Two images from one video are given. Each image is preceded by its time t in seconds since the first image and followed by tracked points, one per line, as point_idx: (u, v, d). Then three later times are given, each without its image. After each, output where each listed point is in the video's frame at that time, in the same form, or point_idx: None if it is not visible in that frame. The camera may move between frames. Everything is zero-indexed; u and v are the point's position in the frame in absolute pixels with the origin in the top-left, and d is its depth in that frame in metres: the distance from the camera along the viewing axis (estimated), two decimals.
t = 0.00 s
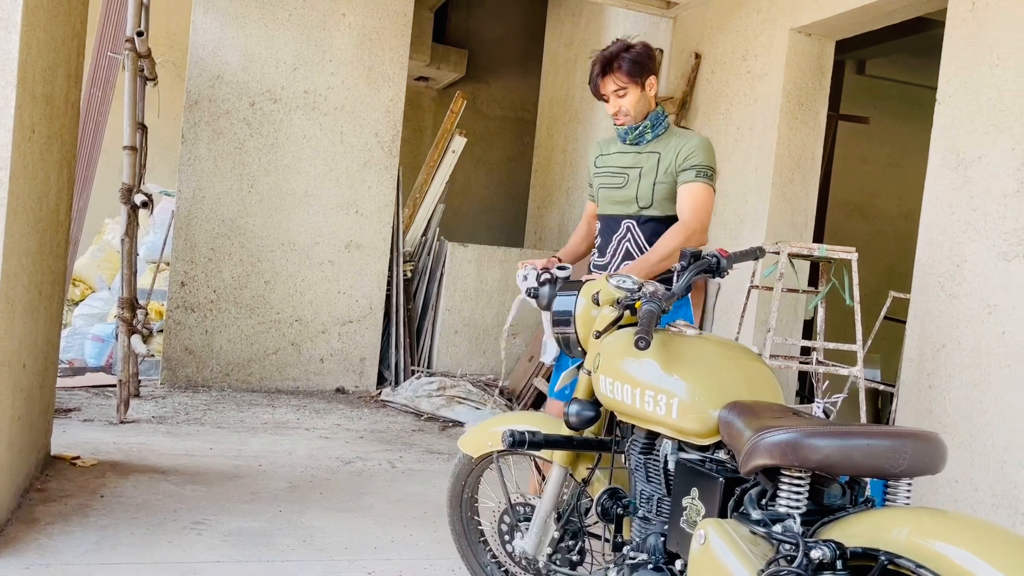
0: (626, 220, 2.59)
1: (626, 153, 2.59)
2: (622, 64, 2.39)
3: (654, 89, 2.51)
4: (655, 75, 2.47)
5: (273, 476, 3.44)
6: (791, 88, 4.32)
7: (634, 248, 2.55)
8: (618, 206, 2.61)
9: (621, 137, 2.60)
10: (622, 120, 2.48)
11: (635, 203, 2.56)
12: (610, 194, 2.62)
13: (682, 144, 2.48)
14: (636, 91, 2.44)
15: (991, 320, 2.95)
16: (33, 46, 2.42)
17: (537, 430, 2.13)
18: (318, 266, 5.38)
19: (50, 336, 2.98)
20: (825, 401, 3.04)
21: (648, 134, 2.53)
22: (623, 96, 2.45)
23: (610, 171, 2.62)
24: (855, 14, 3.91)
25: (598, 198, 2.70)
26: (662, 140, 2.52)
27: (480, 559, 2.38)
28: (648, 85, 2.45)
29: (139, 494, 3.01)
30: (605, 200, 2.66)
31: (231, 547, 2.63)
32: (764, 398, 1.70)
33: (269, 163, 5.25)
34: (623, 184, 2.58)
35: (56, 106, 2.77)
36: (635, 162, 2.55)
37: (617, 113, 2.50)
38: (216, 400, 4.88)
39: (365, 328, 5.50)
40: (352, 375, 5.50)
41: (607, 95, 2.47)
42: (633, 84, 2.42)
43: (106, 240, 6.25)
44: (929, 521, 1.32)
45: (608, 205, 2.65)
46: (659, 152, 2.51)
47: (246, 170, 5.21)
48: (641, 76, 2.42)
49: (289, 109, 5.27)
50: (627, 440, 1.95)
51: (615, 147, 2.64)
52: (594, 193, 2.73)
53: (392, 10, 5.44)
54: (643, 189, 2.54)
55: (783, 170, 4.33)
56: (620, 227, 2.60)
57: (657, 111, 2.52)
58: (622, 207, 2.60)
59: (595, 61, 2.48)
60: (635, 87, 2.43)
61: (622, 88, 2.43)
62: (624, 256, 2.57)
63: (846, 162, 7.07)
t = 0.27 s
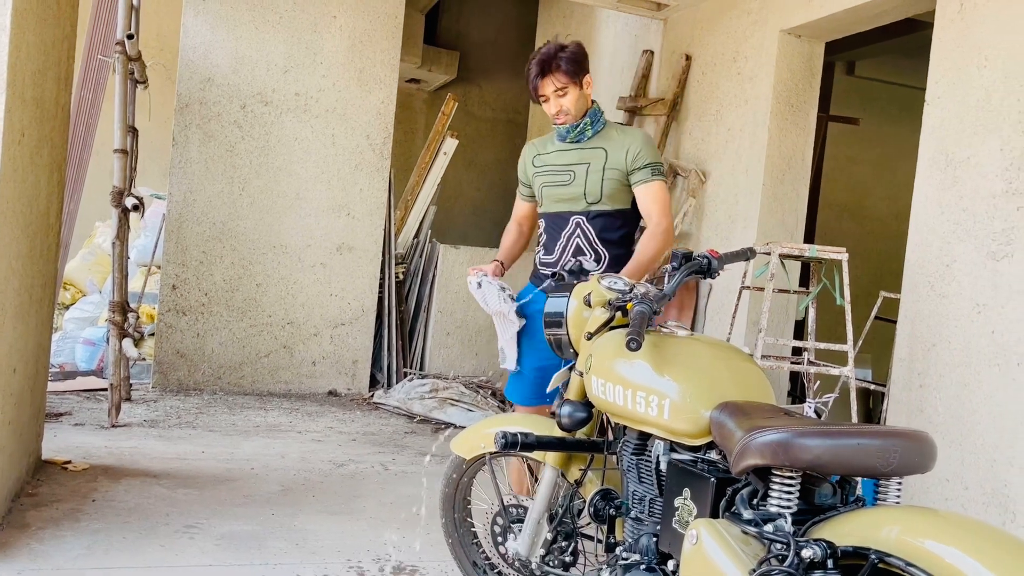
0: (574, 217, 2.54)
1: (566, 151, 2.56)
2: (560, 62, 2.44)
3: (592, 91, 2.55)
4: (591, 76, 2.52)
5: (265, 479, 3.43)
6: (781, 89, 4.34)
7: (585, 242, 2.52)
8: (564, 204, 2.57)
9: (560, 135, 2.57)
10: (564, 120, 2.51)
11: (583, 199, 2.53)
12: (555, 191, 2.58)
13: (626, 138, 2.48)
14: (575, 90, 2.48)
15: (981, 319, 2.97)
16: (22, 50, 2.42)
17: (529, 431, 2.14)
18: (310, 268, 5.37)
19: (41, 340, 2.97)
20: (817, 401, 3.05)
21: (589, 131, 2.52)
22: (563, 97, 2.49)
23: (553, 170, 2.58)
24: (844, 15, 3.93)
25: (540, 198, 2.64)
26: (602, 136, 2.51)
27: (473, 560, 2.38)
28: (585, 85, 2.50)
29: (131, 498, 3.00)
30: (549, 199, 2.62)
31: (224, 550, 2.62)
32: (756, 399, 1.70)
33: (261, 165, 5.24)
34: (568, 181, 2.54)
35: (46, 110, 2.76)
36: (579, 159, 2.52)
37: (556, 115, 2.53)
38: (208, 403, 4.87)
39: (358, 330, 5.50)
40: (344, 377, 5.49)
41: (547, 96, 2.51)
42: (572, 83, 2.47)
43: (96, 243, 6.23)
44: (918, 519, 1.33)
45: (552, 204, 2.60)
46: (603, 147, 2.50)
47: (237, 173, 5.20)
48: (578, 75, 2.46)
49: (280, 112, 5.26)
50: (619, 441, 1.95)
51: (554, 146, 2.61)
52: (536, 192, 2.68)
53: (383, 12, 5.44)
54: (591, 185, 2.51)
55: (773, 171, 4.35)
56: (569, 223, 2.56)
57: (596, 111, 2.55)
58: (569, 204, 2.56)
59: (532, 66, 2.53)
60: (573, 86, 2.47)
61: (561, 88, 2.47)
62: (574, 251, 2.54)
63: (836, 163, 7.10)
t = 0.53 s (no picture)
0: (546, 216, 2.53)
1: (532, 151, 2.54)
2: (530, 60, 2.41)
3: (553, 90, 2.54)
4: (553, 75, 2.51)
5: (259, 483, 3.42)
6: (773, 92, 4.35)
7: (559, 241, 2.51)
8: (533, 203, 2.56)
9: (524, 136, 2.55)
10: (534, 119, 2.47)
11: (554, 198, 2.52)
12: (523, 191, 2.55)
13: (595, 137, 2.51)
14: (543, 89, 2.46)
15: (972, 320, 2.99)
16: (14, 55, 2.42)
17: (524, 434, 2.14)
18: (303, 272, 5.36)
19: (34, 345, 2.96)
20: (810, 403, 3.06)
21: (554, 131, 2.52)
22: (532, 96, 2.45)
23: (519, 170, 2.56)
24: (835, 18, 3.95)
25: (505, 198, 2.61)
26: (567, 136, 2.53)
27: (468, 564, 2.38)
28: (551, 83, 2.48)
29: (124, 503, 2.99)
30: (515, 199, 2.59)
31: (219, 555, 2.62)
32: (749, 401, 1.71)
33: (254, 169, 5.24)
34: (537, 180, 2.53)
35: (38, 115, 2.76)
36: (548, 158, 2.52)
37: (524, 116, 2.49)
38: (202, 407, 4.86)
39: (352, 334, 5.49)
40: (338, 381, 5.48)
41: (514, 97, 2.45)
42: (541, 81, 2.44)
43: (89, 247, 6.22)
44: (911, 520, 1.33)
45: (519, 204, 2.58)
46: (572, 146, 2.51)
47: (230, 176, 5.19)
48: (547, 73, 2.44)
49: (273, 115, 5.26)
50: (613, 443, 1.96)
51: (518, 146, 2.59)
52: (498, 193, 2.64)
53: (375, 15, 5.44)
54: (562, 184, 2.51)
55: (765, 173, 4.36)
56: (540, 223, 2.54)
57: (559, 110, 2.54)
58: (539, 203, 2.54)
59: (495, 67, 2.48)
60: (543, 84, 2.45)
61: (531, 87, 2.44)
62: (548, 251, 2.52)
63: (828, 165, 7.13)
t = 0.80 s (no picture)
0: (534, 219, 2.47)
1: (519, 153, 2.47)
2: (522, 58, 2.35)
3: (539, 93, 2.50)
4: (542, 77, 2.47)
5: (255, 488, 3.42)
6: (766, 96, 4.37)
7: (545, 245, 2.46)
8: (521, 207, 2.49)
9: (510, 137, 2.47)
10: (525, 120, 2.41)
11: (543, 200, 2.46)
12: (511, 194, 2.48)
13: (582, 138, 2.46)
14: (535, 90, 2.41)
15: (965, 322, 3.00)
16: (7, 61, 2.42)
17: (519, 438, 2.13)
18: (298, 276, 5.36)
19: (29, 350, 2.96)
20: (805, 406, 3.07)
21: (542, 133, 2.46)
22: (525, 96, 2.39)
23: (506, 172, 2.49)
24: (828, 22, 3.97)
25: (491, 202, 2.53)
26: (554, 136, 2.46)
27: (464, 567, 2.39)
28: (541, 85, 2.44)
29: (119, 509, 2.98)
30: (502, 203, 2.51)
31: (214, 560, 2.61)
32: (743, 403, 1.72)
33: (248, 173, 5.24)
34: (525, 183, 2.46)
35: (32, 120, 2.76)
36: (536, 160, 2.45)
37: (515, 116, 2.41)
38: (197, 412, 4.85)
39: (347, 338, 5.48)
40: (333, 385, 5.47)
41: (505, 95, 2.38)
42: (534, 81, 2.39)
43: (83, 252, 6.21)
44: (905, 521, 1.34)
45: (506, 207, 2.51)
46: (559, 147, 2.45)
47: (224, 181, 5.19)
48: (539, 74, 2.40)
49: (268, 120, 5.26)
50: (609, 446, 1.96)
51: (503, 148, 2.51)
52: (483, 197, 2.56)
53: (370, 20, 5.44)
54: (551, 185, 2.45)
55: (759, 176, 4.38)
56: (527, 226, 2.48)
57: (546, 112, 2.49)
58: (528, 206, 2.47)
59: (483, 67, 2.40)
60: (535, 85, 2.40)
61: (524, 86, 2.38)
62: (534, 256, 2.47)
63: (822, 168, 7.15)
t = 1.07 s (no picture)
0: (527, 218, 2.39)
1: (519, 151, 2.40)
2: (534, 53, 2.28)
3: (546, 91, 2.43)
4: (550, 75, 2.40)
5: (252, 493, 3.41)
6: (761, 100, 4.39)
7: (534, 246, 2.38)
8: (515, 205, 2.41)
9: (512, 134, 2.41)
10: (531, 117, 2.34)
11: (537, 200, 2.38)
12: (506, 191, 2.41)
13: (584, 141, 2.38)
14: (544, 87, 2.34)
15: (960, 324, 3.01)
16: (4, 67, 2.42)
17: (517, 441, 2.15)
18: (294, 281, 5.36)
19: (25, 356, 2.95)
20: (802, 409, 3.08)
21: (545, 133, 2.38)
22: (534, 92, 2.33)
23: (503, 169, 2.42)
24: (822, 26, 3.99)
25: (486, 198, 2.46)
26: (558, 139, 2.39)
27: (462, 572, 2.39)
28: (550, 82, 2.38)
29: (116, 515, 2.98)
30: (496, 200, 2.44)
31: (212, 566, 2.61)
32: (740, 406, 1.73)
33: (244, 179, 5.24)
34: (522, 181, 2.39)
35: (29, 126, 2.76)
36: (534, 159, 2.38)
37: (522, 112, 2.35)
38: (193, 418, 4.84)
39: (343, 342, 5.48)
40: (330, 390, 5.47)
41: (515, 91, 2.32)
42: (544, 78, 2.32)
43: (79, 258, 6.20)
44: (901, 523, 1.35)
45: (500, 204, 2.43)
46: (559, 148, 2.38)
47: (220, 187, 5.19)
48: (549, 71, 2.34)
49: (264, 125, 5.27)
50: (607, 449, 1.97)
51: (503, 145, 2.44)
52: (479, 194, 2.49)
53: (365, 25, 5.45)
54: (548, 187, 2.37)
55: (754, 180, 4.39)
56: (518, 225, 2.40)
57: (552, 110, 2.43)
58: (521, 205, 2.39)
59: (493, 60, 2.34)
60: (545, 82, 2.33)
61: (534, 82, 2.31)
62: (521, 257, 2.39)
63: (816, 172, 7.18)
